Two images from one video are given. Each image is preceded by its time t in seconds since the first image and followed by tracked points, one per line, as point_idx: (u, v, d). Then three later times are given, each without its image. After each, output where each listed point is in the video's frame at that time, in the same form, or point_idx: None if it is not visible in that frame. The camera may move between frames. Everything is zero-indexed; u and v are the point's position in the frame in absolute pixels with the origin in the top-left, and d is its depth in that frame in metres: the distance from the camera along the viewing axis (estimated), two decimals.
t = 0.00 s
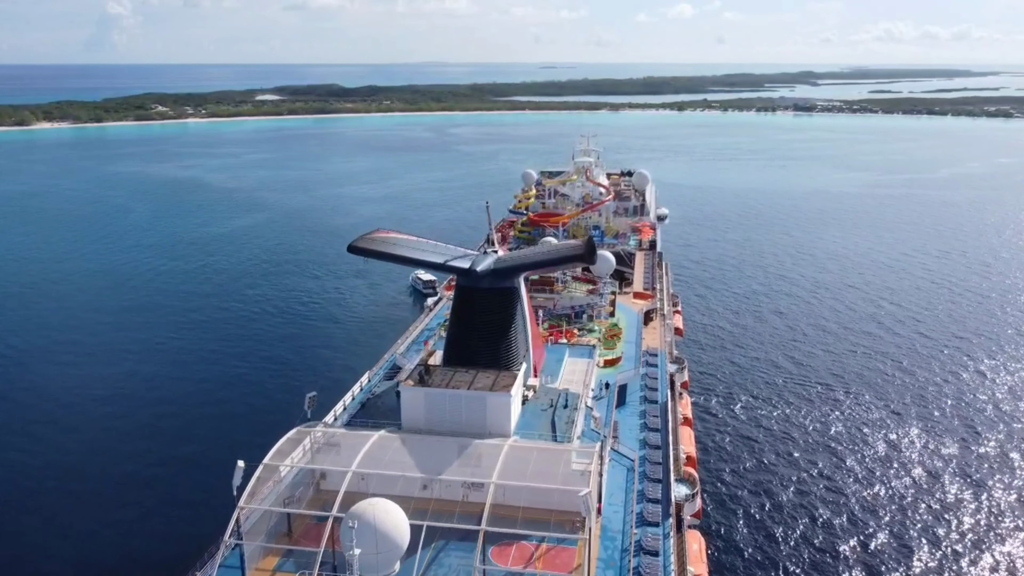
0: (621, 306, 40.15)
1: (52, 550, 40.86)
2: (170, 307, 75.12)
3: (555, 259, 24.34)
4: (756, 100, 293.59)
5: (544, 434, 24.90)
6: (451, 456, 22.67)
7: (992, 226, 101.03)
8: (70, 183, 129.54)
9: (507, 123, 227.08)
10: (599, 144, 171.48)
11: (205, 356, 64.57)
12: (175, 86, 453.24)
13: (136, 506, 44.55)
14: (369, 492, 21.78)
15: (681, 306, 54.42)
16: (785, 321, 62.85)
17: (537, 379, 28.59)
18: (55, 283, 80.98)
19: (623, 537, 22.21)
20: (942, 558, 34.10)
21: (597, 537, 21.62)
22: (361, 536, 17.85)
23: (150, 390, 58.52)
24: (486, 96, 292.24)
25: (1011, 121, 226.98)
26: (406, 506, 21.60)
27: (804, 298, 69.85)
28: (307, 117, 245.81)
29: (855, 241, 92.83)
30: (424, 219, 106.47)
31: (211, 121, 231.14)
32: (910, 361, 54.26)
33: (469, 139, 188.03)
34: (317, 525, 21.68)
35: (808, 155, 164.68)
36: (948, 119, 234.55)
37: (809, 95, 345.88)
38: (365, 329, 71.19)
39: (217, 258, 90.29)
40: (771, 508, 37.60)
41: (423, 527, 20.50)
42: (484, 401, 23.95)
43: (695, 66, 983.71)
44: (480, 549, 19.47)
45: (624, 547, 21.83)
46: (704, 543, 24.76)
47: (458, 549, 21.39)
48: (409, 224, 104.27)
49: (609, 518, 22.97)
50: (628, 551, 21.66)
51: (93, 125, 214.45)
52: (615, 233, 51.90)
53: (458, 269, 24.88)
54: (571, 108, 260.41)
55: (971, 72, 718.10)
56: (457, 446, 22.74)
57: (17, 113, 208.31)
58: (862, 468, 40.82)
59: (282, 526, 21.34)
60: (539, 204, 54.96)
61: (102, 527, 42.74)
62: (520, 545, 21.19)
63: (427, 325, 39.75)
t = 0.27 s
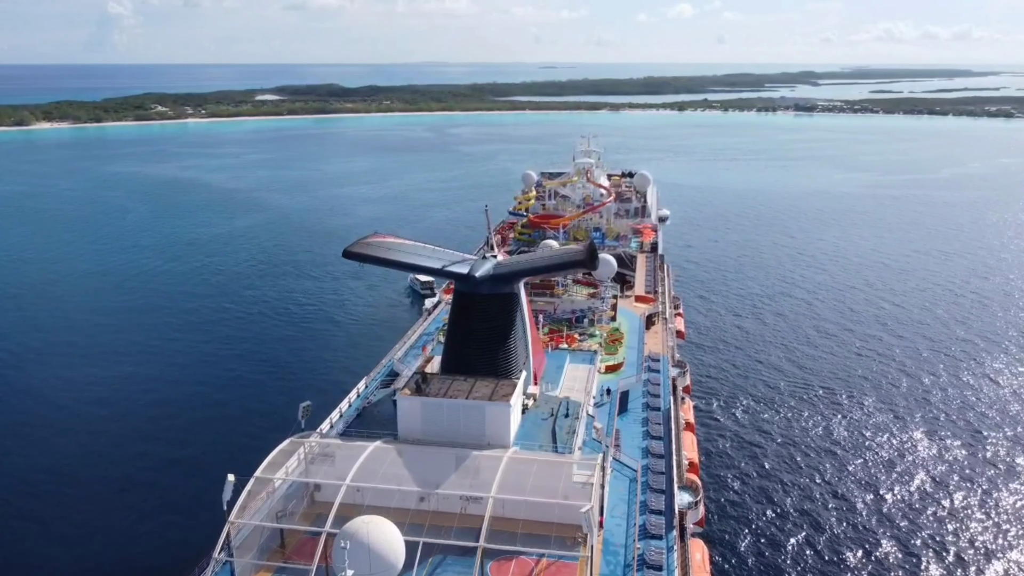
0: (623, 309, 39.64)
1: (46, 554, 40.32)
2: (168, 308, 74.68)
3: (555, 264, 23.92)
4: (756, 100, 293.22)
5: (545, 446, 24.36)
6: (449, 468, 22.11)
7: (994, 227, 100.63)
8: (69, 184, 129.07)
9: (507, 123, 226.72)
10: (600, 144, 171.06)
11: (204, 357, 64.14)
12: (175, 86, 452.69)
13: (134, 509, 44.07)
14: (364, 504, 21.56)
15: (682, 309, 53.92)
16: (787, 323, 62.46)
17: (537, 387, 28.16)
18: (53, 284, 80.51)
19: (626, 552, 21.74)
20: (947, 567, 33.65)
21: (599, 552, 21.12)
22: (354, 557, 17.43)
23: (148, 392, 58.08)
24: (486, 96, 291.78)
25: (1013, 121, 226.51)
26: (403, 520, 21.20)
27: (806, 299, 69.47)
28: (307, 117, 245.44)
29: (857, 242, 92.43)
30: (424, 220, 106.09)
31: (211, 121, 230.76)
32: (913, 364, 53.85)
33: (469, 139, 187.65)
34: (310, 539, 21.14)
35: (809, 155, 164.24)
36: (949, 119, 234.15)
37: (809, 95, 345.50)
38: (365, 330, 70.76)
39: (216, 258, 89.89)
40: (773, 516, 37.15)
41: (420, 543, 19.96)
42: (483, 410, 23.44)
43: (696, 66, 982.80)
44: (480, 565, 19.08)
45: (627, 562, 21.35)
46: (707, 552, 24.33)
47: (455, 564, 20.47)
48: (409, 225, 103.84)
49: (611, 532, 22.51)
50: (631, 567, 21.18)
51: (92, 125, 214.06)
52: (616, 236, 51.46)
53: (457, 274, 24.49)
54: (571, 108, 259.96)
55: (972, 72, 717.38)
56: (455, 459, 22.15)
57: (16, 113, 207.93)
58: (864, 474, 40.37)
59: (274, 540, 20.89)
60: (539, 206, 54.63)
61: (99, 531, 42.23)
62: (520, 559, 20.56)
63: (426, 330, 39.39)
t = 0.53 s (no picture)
0: (625, 314, 39.31)
1: (41, 558, 39.88)
2: (167, 309, 74.22)
3: (555, 270, 23.54)
4: (757, 100, 292.82)
5: (546, 458, 23.90)
6: (447, 482, 21.74)
7: (996, 228, 100.25)
8: (68, 184, 128.58)
9: (507, 123, 226.33)
10: (600, 144, 170.66)
11: (202, 358, 63.71)
12: (175, 86, 452.06)
13: (133, 512, 43.66)
14: (360, 516, 21.05)
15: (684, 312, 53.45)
16: (789, 325, 62.07)
17: (537, 396, 27.87)
18: (51, 285, 80.06)
19: (629, 566, 21.25)
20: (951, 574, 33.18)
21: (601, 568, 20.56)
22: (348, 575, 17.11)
23: (147, 394, 57.66)
24: (486, 96, 291.34)
25: (1014, 121, 226.05)
26: (399, 534, 20.72)
27: (808, 301, 69.09)
28: (307, 117, 245.19)
29: (859, 243, 92.05)
30: (424, 220, 105.74)
31: (211, 121, 230.53)
32: (915, 366, 53.47)
33: (469, 140, 187.24)
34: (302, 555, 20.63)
35: (810, 156, 163.79)
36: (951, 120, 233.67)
37: (810, 95, 345.12)
38: (364, 331, 70.35)
39: (215, 259, 89.43)
40: (776, 522, 36.70)
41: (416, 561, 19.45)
42: (482, 420, 23.08)
43: (696, 66, 982.11)
44: None
45: None
46: (710, 561, 23.98)
47: None
48: (409, 225, 103.39)
49: (614, 546, 22.03)
50: None
51: (92, 125, 213.83)
52: (617, 238, 51.02)
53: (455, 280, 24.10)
54: (571, 108, 259.55)
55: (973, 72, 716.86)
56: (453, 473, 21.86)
57: (16, 113, 207.73)
58: (867, 479, 39.90)
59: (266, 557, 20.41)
60: (540, 207, 54.19)
61: (98, 534, 41.81)
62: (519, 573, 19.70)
63: (423, 334, 38.89)
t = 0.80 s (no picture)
0: (627, 319, 38.95)
1: (35, 565, 39.30)
2: (166, 311, 73.69)
3: (556, 279, 23.14)
4: (757, 100, 292.22)
5: (546, 472, 23.37)
6: (443, 497, 21.19)
7: (999, 229, 99.78)
8: (67, 185, 128.00)
9: (508, 123, 225.88)
10: (601, 145, 170.19)
11: (202, 360, 63.17)
12: (174, 86, 451.33)
13: (132, 516, 43.15)
14: (355, 531, 20.54)
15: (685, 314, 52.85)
16: (791, 327, 61.53)
17: (537, 405, 27.43)
18: (50, 286, 79.52)
19: None
20: None
21: None
22: None
23: (145, 396, 57.09)
24: (486, 96, 290.86)
25: (1016, 121, 225.49)
26: (394, 551, 20.11)
27: (811, 302, 68.57)
28: (307, 117, 244.67)
29: (861, 244, 91.59)
30: (424, 221, 105.24)
31: (211, 121, 229.98)
32: (919, 368, 52.93)
33: (470, 140, 186.74)
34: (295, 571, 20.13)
35: (812, 156, 163.31)
36: (952, 120, 233.12)
37: (811, 95, 344.66)
38: (363, 333, 69.85)
39: (215, 260, 88.89)
40: (778, 528, 36.25)
41: None
42: (480, 433, 22.49)
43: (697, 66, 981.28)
44: None
45: None
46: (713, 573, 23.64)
47: None
48: (409, 226, 102.84)
49: (616, 563, 21.59)
50: None
51: (92, 125, 213.29)
52: (618, 240, 50.57)
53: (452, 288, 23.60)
54: (572, 108, 259.07)
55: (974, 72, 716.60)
56: (450, 489, 21.27)
57: (15, 113, 207.31)
58: (872, 485, 39.38)
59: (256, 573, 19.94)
60: (540, 209, 53.67)
61: (97, 539, 41.31)
62: None
63: (422, 340, 38.29)
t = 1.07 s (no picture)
0: (628, 323, 38.65)
1: (30, 569, 38.87)
2: (165, 312, 73.25)
3: (558, 285, 22.59)
4: (758, 100, 291.80)
5: (546, 485, 22.84)
6: (440, 512, 20.78)
7: (1002, 229, 99.30)
8: (66, 185, 127.54)
9: (508, 124, 225.42)
10: (602, 145, 169.66)
11: (201, 362, 62.72)
12: (174, 86, 450.90)
13: (130, 519, 42.69)
14: (349, 547, 19.87)
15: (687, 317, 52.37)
16: (795, 328, 61.04)
17: (536, 415, 26.99)
18: (48, 287, 79.05)
19: None
20: None
21: None
22: None
23: (143, 398, 56.63)
24: (486, 96, 290.49)
25: (1017, 122, 225.01)
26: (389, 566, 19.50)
27: (815, 304, 68.08)
28: (307, 117, 244.39)
29: (862, 245, 91.20)
30: (424, 222, 104.85)
31: (211, 121, 229.68)
32: (924, 371, 52.42)
33: (470, 140, 186.21)
34: None
35: (813, 157, 162.82)
36: (953, 120, 232.63)
37: (811, 95, 344.24)
38: (362, 334, 69.46)
39: (214, 261, 88.43)
40: (782, 534, 35.94)
41: None
42: (478, 445, 22.07)
43: (697, 66, 980.41)
44: None
45: None
46: None
47: None
48: (410, 227, 102.34)
49: None
50: None
51: (91, 125, 213.05)
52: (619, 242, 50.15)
53: (451, 295, 23.05)
54: (572, 108, 258.59)
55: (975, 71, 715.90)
56: (447, 503, 20.95)
57: (15, 114, 207.09)
58: (877, 492, 38.91)
59: None
60: (540, 211, 53.32)
61: (95, 543, 40.83)
62: None
63: (421, 345, 37.92)
